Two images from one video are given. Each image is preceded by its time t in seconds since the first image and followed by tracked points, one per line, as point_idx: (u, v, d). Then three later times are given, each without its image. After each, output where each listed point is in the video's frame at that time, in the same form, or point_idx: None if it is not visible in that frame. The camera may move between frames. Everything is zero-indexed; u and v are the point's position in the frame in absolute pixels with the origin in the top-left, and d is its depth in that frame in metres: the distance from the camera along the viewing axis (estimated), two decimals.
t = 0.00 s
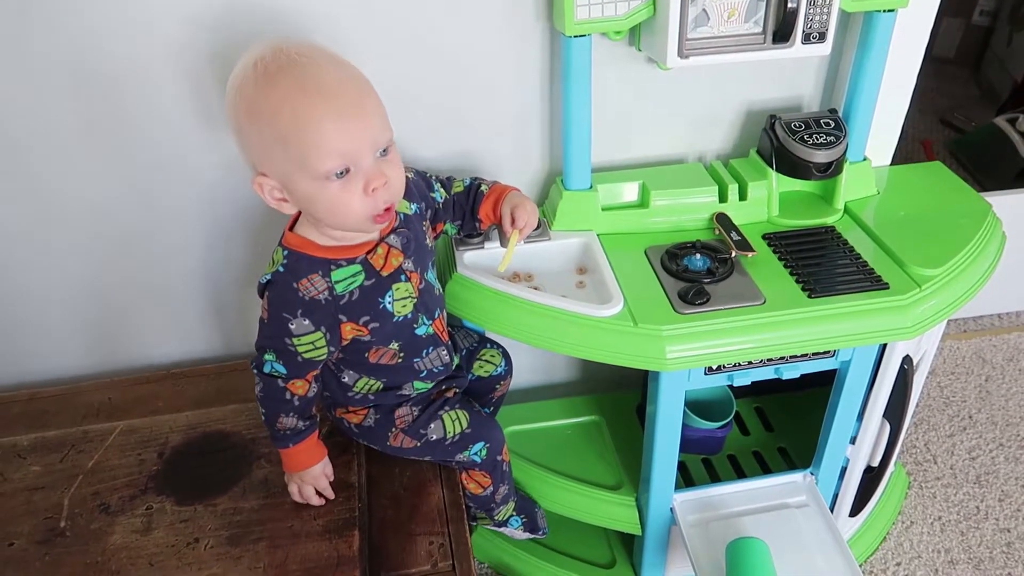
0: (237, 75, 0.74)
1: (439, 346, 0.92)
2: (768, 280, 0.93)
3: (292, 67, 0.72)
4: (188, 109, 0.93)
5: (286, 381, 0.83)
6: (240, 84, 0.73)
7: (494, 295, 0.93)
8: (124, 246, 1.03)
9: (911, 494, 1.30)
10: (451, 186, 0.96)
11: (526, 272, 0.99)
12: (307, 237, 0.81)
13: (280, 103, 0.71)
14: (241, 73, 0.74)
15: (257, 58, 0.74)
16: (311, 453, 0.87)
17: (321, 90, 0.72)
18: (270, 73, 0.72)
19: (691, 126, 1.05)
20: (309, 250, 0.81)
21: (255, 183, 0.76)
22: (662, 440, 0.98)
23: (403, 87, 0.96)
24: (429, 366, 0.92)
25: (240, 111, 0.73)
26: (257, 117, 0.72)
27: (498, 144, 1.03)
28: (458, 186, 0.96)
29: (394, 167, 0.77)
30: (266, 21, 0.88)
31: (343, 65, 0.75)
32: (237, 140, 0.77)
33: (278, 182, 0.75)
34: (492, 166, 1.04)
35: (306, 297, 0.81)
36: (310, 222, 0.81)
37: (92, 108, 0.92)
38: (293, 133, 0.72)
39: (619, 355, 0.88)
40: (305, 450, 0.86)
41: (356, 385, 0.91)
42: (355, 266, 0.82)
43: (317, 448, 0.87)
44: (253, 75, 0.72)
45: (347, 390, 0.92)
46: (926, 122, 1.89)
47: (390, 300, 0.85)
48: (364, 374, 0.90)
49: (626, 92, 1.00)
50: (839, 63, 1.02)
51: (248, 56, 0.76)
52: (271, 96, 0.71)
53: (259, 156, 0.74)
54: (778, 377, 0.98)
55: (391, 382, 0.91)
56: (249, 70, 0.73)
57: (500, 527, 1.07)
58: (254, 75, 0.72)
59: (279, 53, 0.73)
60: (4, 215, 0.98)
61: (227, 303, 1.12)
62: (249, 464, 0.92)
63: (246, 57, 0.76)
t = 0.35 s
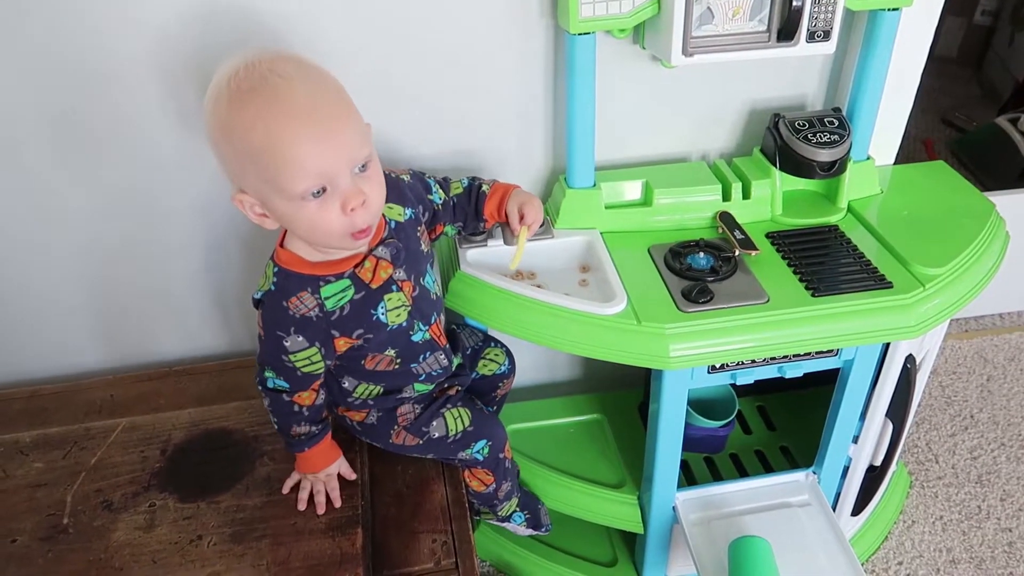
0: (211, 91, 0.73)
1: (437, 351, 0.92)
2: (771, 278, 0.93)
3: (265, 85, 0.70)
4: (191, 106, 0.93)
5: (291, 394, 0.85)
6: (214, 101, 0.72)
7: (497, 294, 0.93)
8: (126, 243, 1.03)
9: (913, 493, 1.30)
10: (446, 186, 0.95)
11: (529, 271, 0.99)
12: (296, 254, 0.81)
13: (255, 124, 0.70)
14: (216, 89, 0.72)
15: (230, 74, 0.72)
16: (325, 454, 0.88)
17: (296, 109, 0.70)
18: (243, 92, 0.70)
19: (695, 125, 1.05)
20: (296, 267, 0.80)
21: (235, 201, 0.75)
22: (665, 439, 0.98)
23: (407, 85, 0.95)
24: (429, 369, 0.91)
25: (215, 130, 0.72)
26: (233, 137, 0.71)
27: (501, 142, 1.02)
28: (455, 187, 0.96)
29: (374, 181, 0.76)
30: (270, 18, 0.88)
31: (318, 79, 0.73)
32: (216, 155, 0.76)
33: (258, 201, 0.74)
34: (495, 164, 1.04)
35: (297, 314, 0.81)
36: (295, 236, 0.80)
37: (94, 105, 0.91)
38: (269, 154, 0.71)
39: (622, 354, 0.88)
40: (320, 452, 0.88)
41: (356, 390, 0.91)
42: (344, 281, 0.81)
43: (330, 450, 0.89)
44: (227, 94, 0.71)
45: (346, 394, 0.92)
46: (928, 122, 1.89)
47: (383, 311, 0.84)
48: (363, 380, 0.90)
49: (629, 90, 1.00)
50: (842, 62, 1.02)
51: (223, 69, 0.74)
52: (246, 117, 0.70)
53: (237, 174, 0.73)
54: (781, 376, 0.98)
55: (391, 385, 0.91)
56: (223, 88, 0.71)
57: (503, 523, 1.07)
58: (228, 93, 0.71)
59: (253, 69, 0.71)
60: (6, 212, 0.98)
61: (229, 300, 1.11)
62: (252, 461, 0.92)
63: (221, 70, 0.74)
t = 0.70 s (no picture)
0: (190, 108, 0.72)
1: (428, 363, 0.92)
2: (771, 278, 0.93)
3: (242, 105, 0.69)
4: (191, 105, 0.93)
5: (298, 406, 0.85)
6: (193, 119, 0.71)
7: (497, 294, 0.93)
8: (126, 242, 1.02)
9: (911, 494, 1.30)
10: (447, 198, 0.95)
11: (530, 272, 0.99)
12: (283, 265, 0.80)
13: (232, 146, 0.69)
14: (194, 106, 0.71)
15: (208, 91, 0.71)
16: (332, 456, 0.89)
17: (273, 131, 0.69)
18: (220, 111, 0.69)
19: (695, 126, 1.05)
20: (283, 280, 0.80)
21: (216, 218, 0.75)
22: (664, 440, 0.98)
23: (407, 85, 0.95)
24: (421, 379, 0.92)
25: (195, 148, 0.71)
26: (209, 157, 0.70)
27: (502, 142, 1.02)
28: (455, 196, 0.95)
29: (353, 201, 0.76)
30: (271, 17, 0.88)
31: (298, 97, 0.71)
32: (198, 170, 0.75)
33: (238, 219, 0.74)
34: (496, 164, 1.04)
35: (285, 327, 0.81)
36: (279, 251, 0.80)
37: (95, 104, 0.91)
38: (246, 176, 0.70)
39: (622, 354, 0.88)
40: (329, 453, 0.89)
41: (350, 396, 0.91)
42: (330, 298, 0.81)
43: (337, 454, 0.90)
44: (204, 112, 0.70)
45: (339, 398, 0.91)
46: (927, 122, 1.89)
47: (370, 328, 0.84)
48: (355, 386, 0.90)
49: (630, 90, 1.00)
50: (843, 63, 1.02)
51: (202, 84, 0.73)
52: (223, 137, 0.69)
53: (216, 192, 0.73)
54: (781, 376, 0.98)
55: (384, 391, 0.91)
56: (200, 106, 0.70)
57: (510, 523, 1.07)
58: (205, 112, 0.70)
59: (230, 87, 0.70)
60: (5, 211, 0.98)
61: (228, 299, 1.11)
62: (252, 461, 0.92)
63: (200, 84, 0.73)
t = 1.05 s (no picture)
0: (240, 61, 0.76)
1: (438, 347, 0.92)
2: (774, 277, 0.93)
3: (278, 50, 0.73)
4: (193, 103, 0.93)
5: (309, 384, 0.85)
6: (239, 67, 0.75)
7: (499, 290, 0.93)
8: (128, 240, 1.02)
9: (912, 493, 1.30)
10: (454, 187, 0.95)
11: (532, 268, 0.99)
12: (306, 235, 0.82)
13: (260, 84, 0.72)
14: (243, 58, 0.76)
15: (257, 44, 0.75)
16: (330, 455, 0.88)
17: (300, 72, 0.72)
18: (258, 54, 0.73)
19: (698, 124, 1.05)
20: (304, 249, 0.81)
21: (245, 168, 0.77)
22: (666, 436, 0.98)
23: (410, 83, 0.95)
24: (429, 365, 0.92)
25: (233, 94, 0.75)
26: (243, 101, 0.73)
27: (504, 140, 1.02)
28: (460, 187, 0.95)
29: (372, 160, 0.76)
30: (273, 15, 0.88)
31: (331, 52, 0.74)
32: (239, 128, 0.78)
33: (262, 166, 0.75)
34: (498, 162, 1.04)
35: (303, 295, 0.81)
36: (304, 217, 0.81)
37: (97, 102, 0.91)
38: (269, 113, 0.72)
39: (625, 351, 0.88)
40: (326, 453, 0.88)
41: (355, 382, 0.91)
42: (348, 268, 0.82)
43: (336, 452, 0.89)
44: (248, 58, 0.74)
45: (343, 387, 0.91)
46: (927, 122, 1.89)
47: (384, 303, 0.85)
48: (361, 369, 0.90)
49: (632, 88, 1.00)
50: (846, 62, 1.02)
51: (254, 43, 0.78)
52: (254, 76, 0.72)
53: (245, 139, 0.75)
54: (783, 375, 0.98)
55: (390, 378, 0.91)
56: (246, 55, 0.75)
57: (520, 523, 1.07)
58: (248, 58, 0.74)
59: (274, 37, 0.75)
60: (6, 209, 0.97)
61: (230, 297, 1.11)
62: (254, 459, 0.92)
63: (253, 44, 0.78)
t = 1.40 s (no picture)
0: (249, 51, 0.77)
1: (439, 340, 0.92)
2: (773, 267, 0.93)
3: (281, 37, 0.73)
4: (191, 97, 0.93)
5: (307, 374, 0.84)
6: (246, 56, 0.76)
7: (498, 282, 0.93)
8: (127, 237, 1.02)
9: (912, 482, 1.30)
10: (454, 179, 0.96)
11: (530, 260, 0.99)
12: (309, 224, 0.82)
13: (262, 69, 0.72)
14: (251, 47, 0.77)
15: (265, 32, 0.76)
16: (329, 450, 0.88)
17: (299, 57, 0.72)
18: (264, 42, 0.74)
19: (696, 116, 1.05)
20: (307, 237, 0.82)
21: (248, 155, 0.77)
22: (667, 425, 0.98)
23: (408, 76, 0.95)
24: (429, 357, 0.92)
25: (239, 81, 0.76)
26: (246, 86, 0.73)
27: (502, 133, 1.02)
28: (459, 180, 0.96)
29: (371, 147, 0.76)
30: (270, 8, 0.88)
31: (333, 39, 0.75)
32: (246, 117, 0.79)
33: (264, 153, 0.76)
34: (496, 154, 1.04)
35: (305, 282, 0.82)
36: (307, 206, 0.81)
37: (94, 96, 0.91)
38: (269, 98, 0.72)
39: (625, 341, 0.88)
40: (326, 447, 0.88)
41: (354, 374, 0.91)
42: (350, 257, 0.83)
43: (335, 445, 0.89)
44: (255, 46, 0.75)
45: (342, 380, 0.91)
46: (925, 113, 1.88)
47: (386, 292, 0.85)
48: (361, 361, 0.90)
49: (630, 80, 1.00)
50: (844, 52, 1.02)
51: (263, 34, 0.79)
52: (258, 62, 0.73)
53: (249, 125, 0.76)
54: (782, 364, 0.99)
55: (389, 370, 0.91)
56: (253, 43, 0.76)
57: (524, 511, 1.06)
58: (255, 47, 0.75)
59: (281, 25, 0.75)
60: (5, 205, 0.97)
61: (229, 292, 1.11)
62: (255, 453, 0.92)
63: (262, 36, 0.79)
